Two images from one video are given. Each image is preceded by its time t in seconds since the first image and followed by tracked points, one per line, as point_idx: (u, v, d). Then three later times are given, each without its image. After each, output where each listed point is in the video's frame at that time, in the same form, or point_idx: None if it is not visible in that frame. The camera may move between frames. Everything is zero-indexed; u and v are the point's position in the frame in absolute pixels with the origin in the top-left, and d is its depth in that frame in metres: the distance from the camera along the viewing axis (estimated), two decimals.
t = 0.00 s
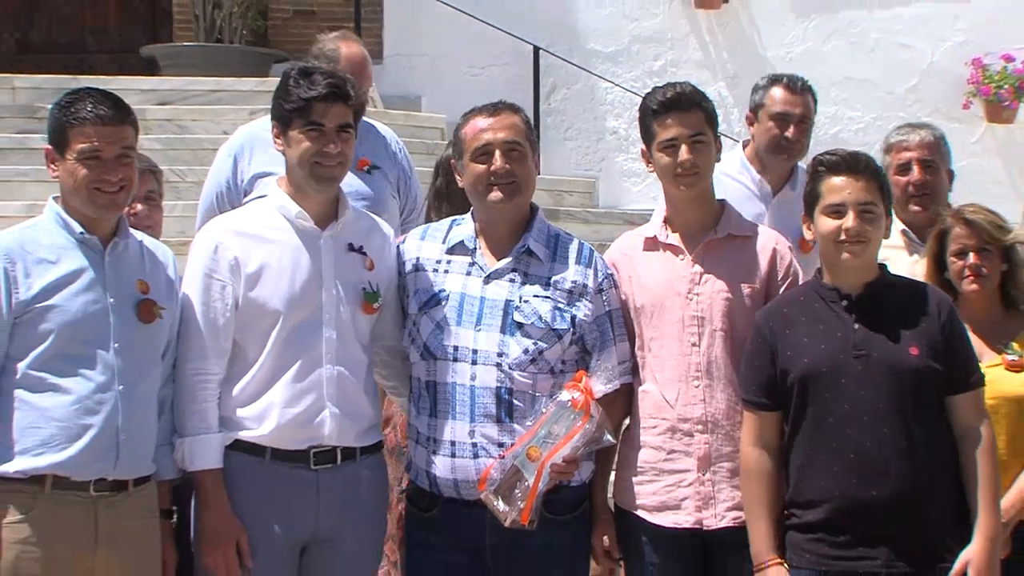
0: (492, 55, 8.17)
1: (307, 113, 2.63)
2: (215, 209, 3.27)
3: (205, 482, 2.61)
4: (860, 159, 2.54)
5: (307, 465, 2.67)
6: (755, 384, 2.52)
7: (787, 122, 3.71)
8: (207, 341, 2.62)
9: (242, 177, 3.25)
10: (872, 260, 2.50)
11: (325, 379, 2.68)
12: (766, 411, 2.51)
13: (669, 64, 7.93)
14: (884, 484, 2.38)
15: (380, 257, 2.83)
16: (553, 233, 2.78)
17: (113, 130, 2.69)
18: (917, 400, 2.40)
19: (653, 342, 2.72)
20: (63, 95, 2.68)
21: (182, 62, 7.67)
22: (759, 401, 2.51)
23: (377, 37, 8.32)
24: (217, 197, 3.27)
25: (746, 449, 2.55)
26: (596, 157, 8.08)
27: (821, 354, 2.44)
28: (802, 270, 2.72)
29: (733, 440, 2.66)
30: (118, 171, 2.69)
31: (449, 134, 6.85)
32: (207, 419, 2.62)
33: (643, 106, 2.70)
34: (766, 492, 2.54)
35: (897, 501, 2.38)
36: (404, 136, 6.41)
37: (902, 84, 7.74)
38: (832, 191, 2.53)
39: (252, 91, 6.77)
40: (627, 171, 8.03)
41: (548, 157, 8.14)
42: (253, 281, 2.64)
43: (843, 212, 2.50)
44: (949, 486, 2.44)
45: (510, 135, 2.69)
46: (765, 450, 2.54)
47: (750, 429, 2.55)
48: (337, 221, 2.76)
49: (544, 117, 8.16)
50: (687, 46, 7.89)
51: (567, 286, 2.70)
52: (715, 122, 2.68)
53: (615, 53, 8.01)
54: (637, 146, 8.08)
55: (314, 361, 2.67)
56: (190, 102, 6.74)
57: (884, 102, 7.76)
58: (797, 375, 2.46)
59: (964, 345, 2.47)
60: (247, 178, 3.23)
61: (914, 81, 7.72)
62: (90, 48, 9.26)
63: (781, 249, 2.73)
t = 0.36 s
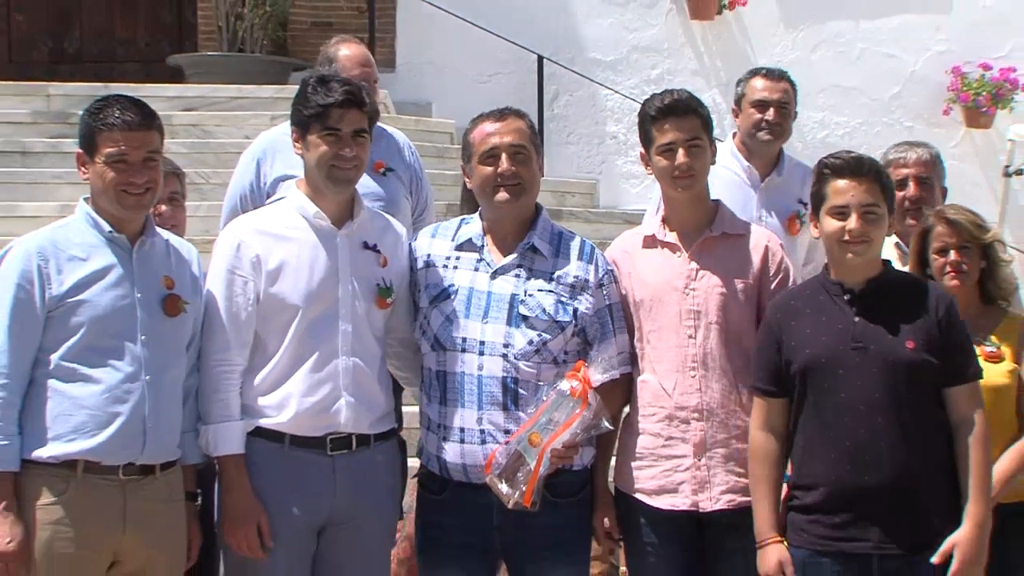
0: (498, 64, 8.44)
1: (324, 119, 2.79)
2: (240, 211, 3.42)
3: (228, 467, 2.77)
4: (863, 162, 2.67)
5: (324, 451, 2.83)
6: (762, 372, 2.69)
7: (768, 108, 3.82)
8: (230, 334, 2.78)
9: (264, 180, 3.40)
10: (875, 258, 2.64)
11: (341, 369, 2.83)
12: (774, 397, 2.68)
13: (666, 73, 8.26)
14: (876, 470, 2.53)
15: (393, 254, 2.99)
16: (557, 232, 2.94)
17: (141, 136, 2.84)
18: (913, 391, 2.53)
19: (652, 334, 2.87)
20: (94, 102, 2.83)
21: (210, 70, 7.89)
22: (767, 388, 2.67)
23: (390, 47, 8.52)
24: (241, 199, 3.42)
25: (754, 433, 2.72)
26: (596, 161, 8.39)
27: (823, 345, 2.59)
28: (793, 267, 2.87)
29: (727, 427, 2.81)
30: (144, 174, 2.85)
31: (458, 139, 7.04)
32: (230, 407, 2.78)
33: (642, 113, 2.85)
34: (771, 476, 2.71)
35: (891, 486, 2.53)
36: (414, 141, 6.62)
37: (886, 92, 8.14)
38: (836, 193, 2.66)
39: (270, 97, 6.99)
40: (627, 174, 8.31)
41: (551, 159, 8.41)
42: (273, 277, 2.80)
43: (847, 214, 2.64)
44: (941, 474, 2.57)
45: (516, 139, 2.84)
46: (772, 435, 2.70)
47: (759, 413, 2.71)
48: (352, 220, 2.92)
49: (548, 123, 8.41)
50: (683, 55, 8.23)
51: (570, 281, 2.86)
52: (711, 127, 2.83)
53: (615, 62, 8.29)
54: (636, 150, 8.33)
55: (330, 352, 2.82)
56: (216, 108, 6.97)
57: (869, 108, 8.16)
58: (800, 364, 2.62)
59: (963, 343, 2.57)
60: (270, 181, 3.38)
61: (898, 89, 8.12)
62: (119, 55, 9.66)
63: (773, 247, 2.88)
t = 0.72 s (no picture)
0: (503, 70, 8.86)
1: (337, 122, 2.95)
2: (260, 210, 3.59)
3: (246, 451, 2.92)
4: (881, 160, 2.75)
5: (336, 436, 2.99)
6: (778, 358, 2.83)
7: (722, 112, 3.86)
8: (247, 326, 2.94)
9: (282, 180, 3.57)
10: (888, 252, 2.74)
11: (352, 359, 2.99)
12: (787, 382, 2.83)
13: (660, 78, 8.88)
14: (871, 454, 2.66)
15: (402, 250, 3.15)
16: (557, 229, 3.10)
17: (161, 137, 2.99)
18: (915, 383, 2.64)
19: (647, 325, 3.03)
20: (117, 106, 2.99)
21: (228, 75, 8.23)
22: (782, 373, 2.82)
23: (399, 55, 8.83)
24: (261, 198, 3.59)
25: (766, 416, 2.87)
26: (594, 162, 8.94)
27: (831, 336, 2.72)
28: (782, 262, 3.03)
29: (719, 414, 2.97)
30: (164, 174, 3.00)
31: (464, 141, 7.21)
32: (247, 394, 2.93)
33: (638, 116, 3.01)
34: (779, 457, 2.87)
35: (887, 472, 2.65)
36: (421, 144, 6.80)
37: (869, 96, 8.85)
38: (854, 188, 2.75)
39: (285, 100, 7.17)
40: (622, 174, 8.90)
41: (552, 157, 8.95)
42: (288, 272, 2.96)
43: (863, 209, 2.73)
44: (938, 463, 2.68)
45: (518, 141, 2.99)
46: (787, 416, 2.86)
47: (773, 397, 2.86)
48: (363, 218, 3.08)
49: (548, 126, 8.93)
50: (677, 62, 8.86)
51: (569, 275, 3.01)
52: (703, 130, 2.99)
53: (613, 69, 8.88)
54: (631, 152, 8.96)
55: (342, 343, 2.99)
56: (237, 112, 7.10)
57: (853, 112, 8.86)
58: (809, 353, 2.75)
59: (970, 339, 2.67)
60: (287, 180, 3.55)
61: (880, 94, 8.83)
62: (142, 62, 9.85)
63: (762, 243, 3.03)
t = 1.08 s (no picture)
0: (505, 69, 9.25)
1: (346, 120, 3.10)
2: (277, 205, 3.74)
3: (260, 432, 3.09)
4: (868, 158, 2.90)
5: (345, 418, 3.15)
6: (766, 344, 2.98)
7: (711, 110, 4.02)
8: (261, 313, 3.10)
9: (296, 175, 3.71)
10: (870, 245, 2.90)
11: (361, 345, 3.16)
12: (774, 366, 2.99)
13: (653, 79, 9.34)
14: (853, 434, 2.81)
15: (408, 242, 3.31)
16: (555, 222, 3.26)
17: (179, 134, 3.14)
18: (895, 367, 2.78)
19: (641, 314, 3.19)
20: (138, 105, 3.15)
21: (242, 76, 8.56)
22: (769, 358, 2.98)
23: (405, 57, 9.24)
24: (277, 193, 3.74)
25: (757, 398, 3.02)
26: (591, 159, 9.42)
27: (814, 321, 2.88)
28: (768, 253, 3.19)
29: (708, 397, 3.13)
30: (182, 169, 3.16)
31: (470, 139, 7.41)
32: (261, 377, 3.10)
33: (631, 114, 3.16)
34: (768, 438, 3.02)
35: (867, 451, 2.80)
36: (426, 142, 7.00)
37: (852, 96, 9.44)
38: (841, 184, 2.90)
39: (298, 100, 7.40)
40: (618, 169, 9.32)
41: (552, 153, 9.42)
42: (300, 263, 3.13)
43: (848, 204, 2.89)
44: (919, 441, 2.82)
45: (518, 139, 3.14)
46: (774, 400, 3.01)
47: (761, 381, 3.02)
48: (371, 212, 3.24)
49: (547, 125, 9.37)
50: (669, 63, 9.35)
51: (567, 266, 3.17)
52: (693, 127, 3.14)
53: (608, 70, 9.32)
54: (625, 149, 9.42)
55: (351, 330, 3.15)
56: (249, 111, 7.29)
57: (836, 112, 9.45)
58: (794, 337, 2.91)
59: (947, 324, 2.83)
60: (301, 175, 3.70)
61: (861, 93, 9.44)
62: (162, 63, 10.44)
63: (749, 235, 3.20)
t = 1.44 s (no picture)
0: (508, 70, 9.68)
1: (354, 118, 3.27)
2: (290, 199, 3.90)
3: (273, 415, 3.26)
4: (822, 153, 3.15)
5: (354, 401, 3.33)
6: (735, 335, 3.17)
7: (710, 109, 4.15)
8: (273, 302, 3.28)
9: (309, 171, 3.88)
10: (829, 234, 3.12)
11: (369, 332, 3.33)
12: (744, 355, 3.18)
13: (646, 80, 9.79)
14: (826, 416, 3.01)
15: (413, 234, 3.49)
16: (552, 215, 3.42)
17: (197, 132, 3.31)
18: (861, 349, 3.00)
19: (633, 303, 3.39)
20: (158, 104, 3.32)
21: (256, 77, 8.82)
22: (738, 348, 3.17)
23: (411, 57, 9.67)
24: (291, 188, 3.91)
25: (729, 388, 3.20)
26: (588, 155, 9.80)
27: (782, 311, 3.08)
28: (754, 245, 3.39)
29: (698, 382, 3.31)
30: (199, 165, 3.33)
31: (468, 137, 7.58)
32: (274, 363, 3.27)
33: (623, 112, 3.36)
34: (741, 423, 3.21)
35: (838, 431, 3.00)
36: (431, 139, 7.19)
37: (833, 97, 9.94)
38: (799, 177, 3.13)
39: (311, 99, 7.60)
40: (613, 165, 9.78)
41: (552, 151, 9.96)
42: (311, 254, 3.30)
43: (808, 194, 3.11)
44: (884, 416, 3.06)
45: (519, 137, 3.30)
46: (745, 389, 3.18)
47: (733, 372, 3.21)
48: (378, 205, 3.41)
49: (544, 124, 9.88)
50: (660, 66, 9.80)
51: (564, 258, 3.34)
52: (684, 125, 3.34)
53: (604, 71, 9.77)
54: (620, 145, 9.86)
55: (359, 318, 3.32)
56: (265, 110, 7.49)
57: (819, 111, 9.92)
58: (763, 327, 3.11)
59: (903, 307, 3.07)
60: (314, 171, 3.85)
61: (843, 93, 9.92)
62: (180, 65, 10.60)
63: (736, 228, 3.40)
